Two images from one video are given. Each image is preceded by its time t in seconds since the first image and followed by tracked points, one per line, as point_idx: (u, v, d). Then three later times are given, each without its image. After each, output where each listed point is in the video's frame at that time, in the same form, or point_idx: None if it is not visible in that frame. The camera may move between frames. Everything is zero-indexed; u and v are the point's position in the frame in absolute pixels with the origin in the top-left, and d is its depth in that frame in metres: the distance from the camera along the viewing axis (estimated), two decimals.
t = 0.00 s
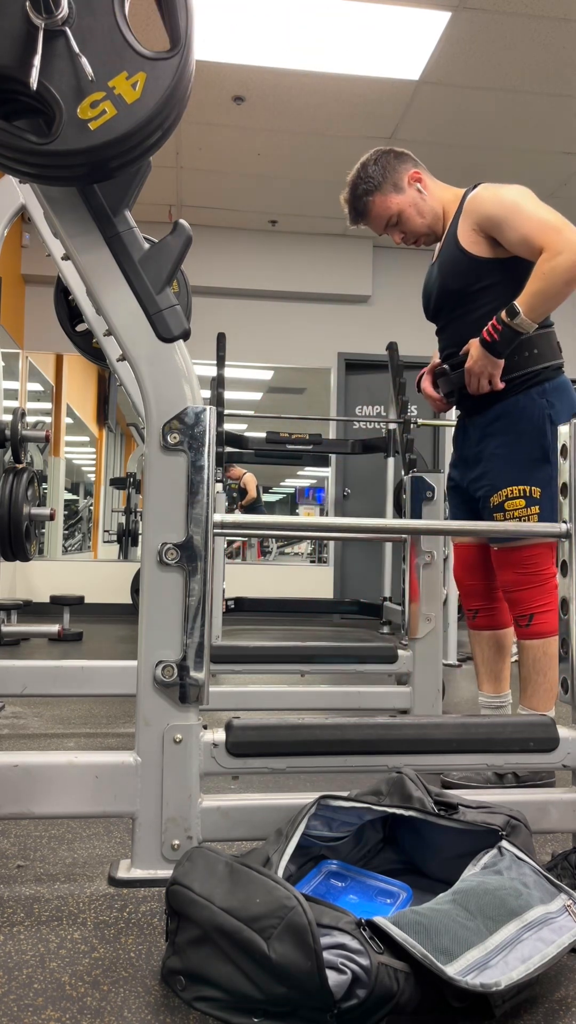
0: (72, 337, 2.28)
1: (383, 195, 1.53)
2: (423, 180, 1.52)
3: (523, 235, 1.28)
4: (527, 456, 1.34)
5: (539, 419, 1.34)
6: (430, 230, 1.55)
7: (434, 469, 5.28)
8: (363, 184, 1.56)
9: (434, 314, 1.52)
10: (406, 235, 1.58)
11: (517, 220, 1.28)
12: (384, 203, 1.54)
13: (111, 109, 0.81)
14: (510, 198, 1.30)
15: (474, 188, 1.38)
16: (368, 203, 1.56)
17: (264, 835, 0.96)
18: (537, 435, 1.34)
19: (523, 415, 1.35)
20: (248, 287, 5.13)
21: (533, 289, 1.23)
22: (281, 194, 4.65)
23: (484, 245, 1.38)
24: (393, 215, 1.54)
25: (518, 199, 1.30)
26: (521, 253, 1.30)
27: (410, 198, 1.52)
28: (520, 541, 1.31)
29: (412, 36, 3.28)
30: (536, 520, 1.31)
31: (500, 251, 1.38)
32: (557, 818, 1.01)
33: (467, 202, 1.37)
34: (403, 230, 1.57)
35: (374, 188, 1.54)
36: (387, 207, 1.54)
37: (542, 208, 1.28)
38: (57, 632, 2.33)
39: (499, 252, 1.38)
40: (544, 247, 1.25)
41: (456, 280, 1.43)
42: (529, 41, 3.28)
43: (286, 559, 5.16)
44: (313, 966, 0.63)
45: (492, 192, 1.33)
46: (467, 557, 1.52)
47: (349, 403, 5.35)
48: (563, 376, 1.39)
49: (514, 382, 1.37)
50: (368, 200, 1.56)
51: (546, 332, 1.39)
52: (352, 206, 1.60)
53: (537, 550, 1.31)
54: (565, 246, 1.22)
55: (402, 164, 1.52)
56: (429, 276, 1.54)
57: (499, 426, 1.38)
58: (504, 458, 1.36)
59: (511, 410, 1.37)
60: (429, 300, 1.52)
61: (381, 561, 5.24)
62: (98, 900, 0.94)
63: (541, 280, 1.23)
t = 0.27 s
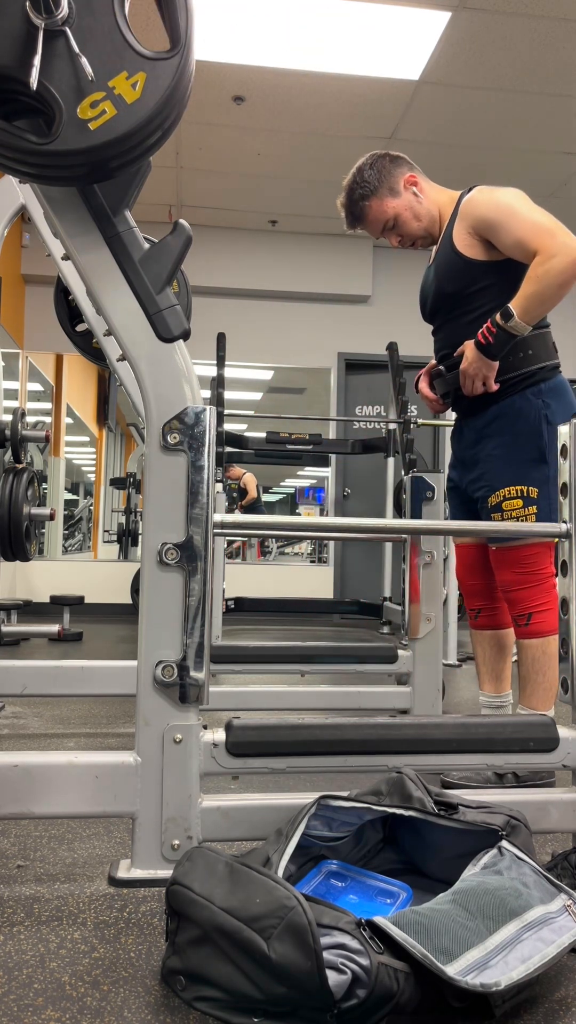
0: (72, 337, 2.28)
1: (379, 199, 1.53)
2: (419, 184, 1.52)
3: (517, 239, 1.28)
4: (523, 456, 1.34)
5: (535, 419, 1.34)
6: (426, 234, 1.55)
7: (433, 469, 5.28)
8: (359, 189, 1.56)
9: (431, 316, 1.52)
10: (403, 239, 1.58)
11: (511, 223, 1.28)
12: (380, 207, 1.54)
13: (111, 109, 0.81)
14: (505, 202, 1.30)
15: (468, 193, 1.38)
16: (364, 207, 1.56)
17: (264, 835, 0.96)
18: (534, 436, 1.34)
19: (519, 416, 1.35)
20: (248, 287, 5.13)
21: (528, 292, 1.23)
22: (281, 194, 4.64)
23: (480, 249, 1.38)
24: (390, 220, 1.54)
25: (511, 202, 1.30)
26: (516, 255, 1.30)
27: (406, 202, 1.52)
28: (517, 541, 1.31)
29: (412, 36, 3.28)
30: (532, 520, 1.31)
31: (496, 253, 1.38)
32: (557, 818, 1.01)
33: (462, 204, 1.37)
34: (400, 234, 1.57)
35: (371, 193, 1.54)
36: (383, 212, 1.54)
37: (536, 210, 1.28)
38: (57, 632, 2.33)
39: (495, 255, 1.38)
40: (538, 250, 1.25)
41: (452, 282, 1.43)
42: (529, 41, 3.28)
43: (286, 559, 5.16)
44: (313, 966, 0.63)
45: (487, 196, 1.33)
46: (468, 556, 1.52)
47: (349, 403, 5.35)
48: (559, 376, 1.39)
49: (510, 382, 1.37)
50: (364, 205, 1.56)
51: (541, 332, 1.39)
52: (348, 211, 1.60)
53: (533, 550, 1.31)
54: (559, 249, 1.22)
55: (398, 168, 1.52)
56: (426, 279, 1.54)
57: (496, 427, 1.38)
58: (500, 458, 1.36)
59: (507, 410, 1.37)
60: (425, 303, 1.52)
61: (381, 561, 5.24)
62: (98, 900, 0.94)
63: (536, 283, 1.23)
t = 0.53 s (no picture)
0: (72, 337, 2.28)
1: (378, 202, 1.53)
2: (417, 186, 1.52)
3: (516, 240, 1.28)
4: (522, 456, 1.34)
5: (534, 419, 1.33)
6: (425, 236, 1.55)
7: (433, 469, 5.28)
8: (358, 191, 1.56)
9: (431, 317, 1.53)
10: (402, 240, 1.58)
11: (510, 225, 1.29)
12: (378, 209, 1.54)
13: (111, 109, 0.81)
14: (504, 204, 1.30)
15: (468, 193, 1.38)
16: (363, 209, 1.56)
17: (264, 835, 0.96)
18: (534, 436, 1.34)
19: (519, 416, 1.35)
20: (248, 287, 5.13)
21: (527, 293, 1.23)
22: (281, 194, 4.65)
23: (480, 250, 1.38)
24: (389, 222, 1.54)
25: (511, 204, 1.30)
26: (515, 257, 1.30)
27: (405, 204, 1.52)
28: (517, 541, 1.31)
29: (412, 36, 3.28)
30: (532, 520, 1.31)
31: (496, 255, 1.38)
32: (557, 818, 1.01)
33: (461, 206, 1.37)
34: (399, 236, 1.57)
35: (369, 195, 1.54)
36: (382, 214, 1.54)
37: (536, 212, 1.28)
38: (57, 632, 2.33)
39: (494, 256, 1.38)
40: (538, 252, 1.25)
41: (451, 282, 1.43)
42: (529, 41, 3.28)
43: (286, 559, 5.16)
44: (313, 966, 0.63)
45: (486, 197, 1.33)
46: (468, 556, 1.52)
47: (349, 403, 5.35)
48: (558, 376, 1.39)
49: (508, 382, 1.37)
50: (363, 207, 1.56)
51: (540, 332, 1.39)
52: (347, 213, 1.60)
53: (533, 550, 1.31)
54: (558, 250, 1.22)
55: (396, 170, 1.52)
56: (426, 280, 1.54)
57: (495, 427, 1.38)
58: (500, 459, 1.36)
59: (506, 411, 1.37)
60: (425, 305, 1.52)
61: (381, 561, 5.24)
62: (98, 900, 0.94)
63: (535, 284, 1.23)
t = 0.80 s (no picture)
0: (72, 337, 2.28)
1: (380, 199, 1.53)
2: (419, 185, 1.52)
3: (518, 241, 1.28)
4: (523, 456, 1.34)
5: (536, 420, 1.33)
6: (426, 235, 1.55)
7: (433, 469, 5.28)
8: (359, 189, 1.56)
9: (432, 318, 1.53)
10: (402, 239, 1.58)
11: (512, 225, 1.29)
12: (380, 207, 1.54)
13: (111, 109, 0.81)
14: (506, 203, 1.30)
15: (470, 193, 1.39)
16: (364, 207, 1.56)
17: (264, 835, 0.96)
18: (535, 436, 1.34)
19: (520, 416, 1.35)
20: (248, 287, 5.13)
21: (529, 293, 1.23)
22: (281, 194, 4.65)
23: (482, 250, 1.38)
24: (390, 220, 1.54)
25: (512, 204, 1.30)
26: (517, 257, 1.30)
27: (407, 202, 1.52)
28: (518, 541, 1.31)
29: (412, 36, 3.28)
30: (533, 520, 1.31)
31: (498, 255, 1.38)
32: (557, 818, 1.01)
33: (464, 206, 1.37)
34: (399, 234, 1.57)
35: (371, 193, 1.53)
36: (384, 212, 1.54)
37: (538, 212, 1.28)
38: (57, 632, 2.33)
39: (496, 256, 1.38)
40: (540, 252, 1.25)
41: (453, 283, 1.43)
42: (529, 41, 3.28)
43: (286, 559, 5.16)
44: (313, 966, 0.63)
45: (488, 197, 1.33)
46: (469, 556, 1.52)
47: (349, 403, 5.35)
48: (560, 376, 1.39)
49: (509, 382, 1.37)
50: (364, 205, 1.56)
51: (543, 332, 1.39)
52: (347, 210, 1.60)
53: (534, 550, 1.31)
54: (561, 250, 1.22)
55: (399, 169, 1.52)
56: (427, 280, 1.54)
57: (497, 427, 1.38)
58: (502, 459, 1.36)
59: (508, 411, 1.37)
60: (427, 306, 1.53)
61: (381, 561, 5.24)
62: (98, 900, 0.94)
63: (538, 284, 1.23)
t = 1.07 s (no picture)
0: (72, 337, 2.28)
1: (385, 191, 1.52)
2: (425, 180, 1.52)
3: (522, 241, 1.28)
4: (524, 456, 1.34)
5: (537, 419, 1.33)
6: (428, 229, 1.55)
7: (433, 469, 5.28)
8: (365, 179, 1.55)
9: (435, 317, 1.54)
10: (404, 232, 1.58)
11: (517, 224, 1.28)
12: (384, 199, 1.54)
13: (111, 109, 0.81)
14: (511, 202, 1.30)
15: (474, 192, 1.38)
16: (369, 197, 1.55)
17: (264, 835, 0.96)
18: (536, 436, 1.34)
19: (521, 416, 1.35)
20: (248, 287, 5.13)
21: (532, 293, 1.24)
22: (282, 194, 4.64)
23: (485, 248, 1.38)
24: (394, 212, 1.53)
25: (516, 204, 1.30)
26: (521, 257, 1.30)
27: (412, 196, 1.51)
28: (519, 541, 1.31)
29: (412, 36, 3.28)
30: (534, 520, 1.31)
31: (501, 254, 1.38)
32: (557, 818, 1.01)
33: (468, 204, 1.37)
34: (401, 228, 1.56)
35: (377, 184, 1.53)
36: (388, 204, 1.53)
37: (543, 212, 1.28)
38: (57, 632, 2.33)
39: (499, 256, 1.38)
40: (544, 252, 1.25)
41: (456, 282, 1.43)
42: (529, 41, 3.28)
43: (286, 559, 5.16)
44: (312, 966, 0.63)
45: (493, 195, 1.33)
46: (470, 556, 1.52)
47: (349, 403, 5.35)
48: (561, 376, 1.39)
49: (510, 382, 1.37)
50: (368, 196, 1.55)
51: (545, 332, 1.39)
52: (351, 200, 1.59)
53: (534, 550, 1.31)
54: (565, 250, 1.23)
55: (406, 162, 1.52)
56: (430, 277, 1.54)
57: (497, 427, 1.38)
58: (502, 459, 1.36)
59: (508, 410, 1.37)
60: (431, 305, 1.53)
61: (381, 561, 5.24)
62: (98, 900, 0.94)
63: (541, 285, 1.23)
